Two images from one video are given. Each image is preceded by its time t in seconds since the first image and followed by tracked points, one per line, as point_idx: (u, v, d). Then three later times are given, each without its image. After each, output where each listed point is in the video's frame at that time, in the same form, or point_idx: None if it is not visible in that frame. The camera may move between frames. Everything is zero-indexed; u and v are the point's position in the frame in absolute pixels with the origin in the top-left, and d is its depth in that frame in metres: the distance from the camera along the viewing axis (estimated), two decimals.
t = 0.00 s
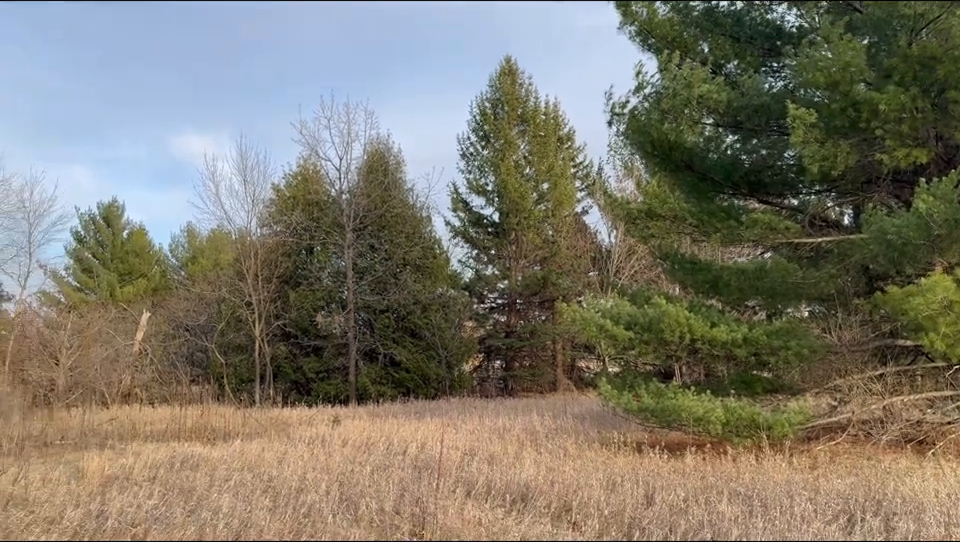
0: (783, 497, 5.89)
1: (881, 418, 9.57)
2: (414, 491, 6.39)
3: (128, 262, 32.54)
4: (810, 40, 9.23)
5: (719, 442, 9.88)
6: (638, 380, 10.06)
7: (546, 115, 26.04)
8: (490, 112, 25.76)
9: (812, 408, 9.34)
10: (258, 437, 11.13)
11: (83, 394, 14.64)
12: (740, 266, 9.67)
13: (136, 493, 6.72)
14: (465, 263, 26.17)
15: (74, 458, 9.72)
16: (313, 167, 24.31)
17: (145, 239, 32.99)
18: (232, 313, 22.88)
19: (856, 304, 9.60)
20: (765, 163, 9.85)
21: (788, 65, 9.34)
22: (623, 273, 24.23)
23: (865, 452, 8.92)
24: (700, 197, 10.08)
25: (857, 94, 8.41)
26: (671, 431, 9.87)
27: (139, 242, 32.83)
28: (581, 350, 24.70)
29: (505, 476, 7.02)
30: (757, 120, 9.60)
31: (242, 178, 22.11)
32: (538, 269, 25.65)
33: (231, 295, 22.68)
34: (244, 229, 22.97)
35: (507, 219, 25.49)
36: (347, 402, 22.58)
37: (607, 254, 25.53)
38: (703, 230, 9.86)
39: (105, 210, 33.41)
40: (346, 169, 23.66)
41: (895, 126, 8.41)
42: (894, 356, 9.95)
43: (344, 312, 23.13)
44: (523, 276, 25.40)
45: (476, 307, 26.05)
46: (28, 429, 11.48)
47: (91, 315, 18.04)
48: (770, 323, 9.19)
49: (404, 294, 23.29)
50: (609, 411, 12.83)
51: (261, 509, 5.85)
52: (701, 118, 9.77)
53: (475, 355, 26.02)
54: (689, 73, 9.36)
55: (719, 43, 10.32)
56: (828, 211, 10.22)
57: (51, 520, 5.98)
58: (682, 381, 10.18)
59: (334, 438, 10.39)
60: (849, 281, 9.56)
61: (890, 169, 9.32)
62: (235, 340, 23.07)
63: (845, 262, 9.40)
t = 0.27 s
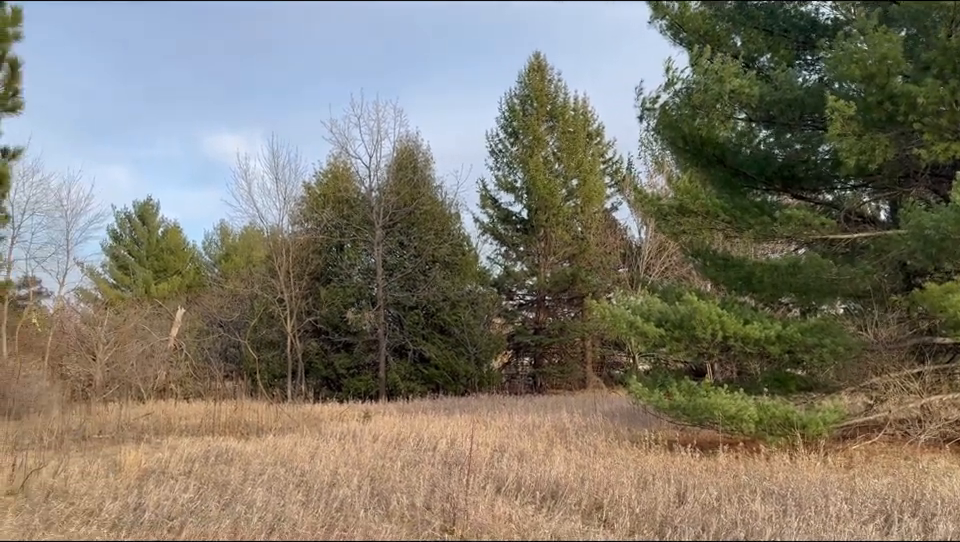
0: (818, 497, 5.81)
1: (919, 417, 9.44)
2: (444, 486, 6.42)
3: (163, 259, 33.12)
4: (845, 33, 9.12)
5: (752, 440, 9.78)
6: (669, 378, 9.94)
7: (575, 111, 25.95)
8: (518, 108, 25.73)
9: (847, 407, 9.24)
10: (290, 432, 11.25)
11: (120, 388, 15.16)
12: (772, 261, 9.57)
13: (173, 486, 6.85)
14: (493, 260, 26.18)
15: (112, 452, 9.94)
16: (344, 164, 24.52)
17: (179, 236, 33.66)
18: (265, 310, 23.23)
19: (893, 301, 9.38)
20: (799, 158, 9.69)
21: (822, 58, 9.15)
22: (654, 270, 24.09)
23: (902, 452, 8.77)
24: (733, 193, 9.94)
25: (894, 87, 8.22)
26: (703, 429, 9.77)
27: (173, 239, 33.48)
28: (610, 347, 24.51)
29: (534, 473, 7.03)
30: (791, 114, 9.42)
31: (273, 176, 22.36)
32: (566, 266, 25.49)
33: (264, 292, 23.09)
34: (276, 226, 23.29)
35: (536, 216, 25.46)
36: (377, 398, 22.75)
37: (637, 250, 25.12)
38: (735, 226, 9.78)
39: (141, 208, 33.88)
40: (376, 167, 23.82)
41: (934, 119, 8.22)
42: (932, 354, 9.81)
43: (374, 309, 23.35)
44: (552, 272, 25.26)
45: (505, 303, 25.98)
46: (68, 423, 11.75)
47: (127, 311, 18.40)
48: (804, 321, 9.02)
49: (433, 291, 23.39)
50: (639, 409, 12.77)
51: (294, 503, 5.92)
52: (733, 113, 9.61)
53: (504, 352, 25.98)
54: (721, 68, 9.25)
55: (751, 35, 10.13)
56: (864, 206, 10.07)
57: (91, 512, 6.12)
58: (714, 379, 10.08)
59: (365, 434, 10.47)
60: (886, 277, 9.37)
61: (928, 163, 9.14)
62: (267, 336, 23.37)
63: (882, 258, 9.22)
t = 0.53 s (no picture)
0: (853, 496, 5.72)
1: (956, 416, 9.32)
2: (473, 482, 6.45)
3: (196, 256, 33.58)
4: (882, 23, 8.86)
5: (785, 438, 9.67)
6: (700, 375, 9.85)
7: (604, 106, 25.82)
8: (546, 104, 25.66)
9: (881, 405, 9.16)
10: (321, 427, 11.38)
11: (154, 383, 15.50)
12: (806, 257, 9.37)
13: (206, 480, 6.96)
14: (521, 256, 26.15)
15: (148, 446, 10.12)
16: (372, 162, 24.67)
17: (212, 234, 34.12)
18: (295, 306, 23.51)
19: (931, 298, 9.25)
20: (833, 152, 9.47)
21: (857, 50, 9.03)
22: (684, 266, 23.92)
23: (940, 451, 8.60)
24: (766, 188, 9.81)
25: (932, 79, 8.07)
26: (734, 426, 9.68)
27: (206, 237, 33.97)
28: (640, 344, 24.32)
29: (564, 470, 7.01)
30: (825, 108, 9.24)
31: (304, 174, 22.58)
32: (595, 262, 25.23)
33: (294, 288, 23.40)
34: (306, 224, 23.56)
35: (564, 212, 25.40)
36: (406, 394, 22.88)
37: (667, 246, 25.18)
38: (768, 221, 9.66)
39: (174, 206, 34.36)
40: (404, 164, 23.94)
41: None
42: None
43: (403, 305, 23.47)
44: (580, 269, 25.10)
45: (532, 300, 25.88)
46: (105, 417, 11.99)
47: (161, 307, 18.72)
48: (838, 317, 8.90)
49: (461, 287, 23.39)
50: (670, 407, 12.67)
51: (325, 497, 5.99)
52: (765, 107, 9.50)
53: (532, 349, 25.92)
54: (752, 62, 9.20)
55: (784, 28, 10.02)
56: (900, 201, 9.90)
57: (127, 504, 6.25)
58: (745, 377, 9.98)
59: (394, 429, 10.54)
60: (923, 273, 9.21)
61: None
62: (297, 332, 23.61)
63: (919, 254, 9.10)
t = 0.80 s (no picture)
0: (890, 495, 5.63)
1: None
2: (503, 478, 6.46)
3: (228, 253, 34.03)
4: (919, 14, 8.63)
5: (819, 436, 9.52)
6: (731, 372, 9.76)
7: (632, 101, 25.68)
8: (574, 99, 25.53)
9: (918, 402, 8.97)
10: (351, 422, 11.48)
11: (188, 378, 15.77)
12: (841, 253, 9.26)
13: (240, 474, 7.06)
14: (549, 252, 26.06)
15: (182, 440, 10.29)
16: (400, 158, 24.79)
17: (243, 231, 34.55)
18: (325, 303, 23.85)
19: None
20: (868, 145, 9.29)
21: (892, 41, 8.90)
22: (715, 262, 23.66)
23: None
24: (799, 182, 9.70)
25: None
26: (767, 424, 9.56)
27: (237, 234, 34.41)
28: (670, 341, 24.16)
29: (593, 467, 6.99)
30: (859, 101, 9.14)
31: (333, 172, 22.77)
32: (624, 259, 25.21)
33: (324, 285, 23.66)
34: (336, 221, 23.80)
35: (593, 208, 25.26)
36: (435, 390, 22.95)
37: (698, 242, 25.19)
38: (802, 216, 9.47)
39: (206, 204, 34.80)
40: (432, 161, 24.05)
41: None
42: None
43: (431, 301, 23.55)
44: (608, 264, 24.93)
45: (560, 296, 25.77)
46: (141, 412, 12.22)
47: (194, 303, 19.01)
48: (873, 314, 8.78)
49: (489, 284, 23.38)
50: (700, 404, 12.57)
51: (356, 492, 6.04)
52: (798, 100, 9.33)
53: (560, 345, 25.86)
54: (784, 55, 8.95)
55: (818, 20, 9.86)
56: (939, 195, 9.66)
57: (163, 497, 6.36)
58: (778, 374, 9.86)
59: (423, 425, 10.59)
60: None
61: None
62: (327, 329, 23.82)
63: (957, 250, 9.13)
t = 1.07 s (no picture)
0: (929, 493, 5.53)
1: None
2: (533, 474, 6.47)
3: (259, 250, 34.42)
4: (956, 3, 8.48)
5: (854, 433, 9.38)
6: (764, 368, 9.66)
7: (662, 95, 25.42)
8: (603, 94, 25.41)
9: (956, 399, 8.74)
10: (382, 417, 11.56)
11: (221, 373, 16.01)
12: (876, 247, 9.07)
13: (273, 468, 7.15)
14: (578, 248, 25.96)
15: (215, 434, 10.44)
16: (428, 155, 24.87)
17: (274, 229, 34.92)
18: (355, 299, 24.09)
19: None
20: (904, 137, 9.16)
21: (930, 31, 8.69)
22: (747, 257, 23.35)
23: None
24: (833, 175, 9.57)
25: None
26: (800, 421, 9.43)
27: (268, 231, 34.78)
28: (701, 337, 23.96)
29: (623, 464, 6.96)
30: (895, 92, 8.98)
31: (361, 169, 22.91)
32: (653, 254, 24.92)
33: (353, 281, 23.86)
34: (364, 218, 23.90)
35: (622, 203, 25.07)
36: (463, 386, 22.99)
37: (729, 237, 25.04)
38: (836, 210, 9.32)
39: (238, 202, 35.21)
40: (460, 158, 24.07)
41: None
42: None
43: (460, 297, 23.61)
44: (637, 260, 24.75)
45: (589, 292, 25.71)
46: (175, 406, 12.43)
47: (226, 300, 19.27)
48: (910, 310, 8.59)
49: (517, 279, 23.37)
50: (732, 400, 12.45)
51: (388, 486, 6.09)
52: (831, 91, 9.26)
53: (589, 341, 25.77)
54: (818, 46, 8.75)
55: (853, 11, 9.66)
56: None
57: (198, 491, 6.47)
58: (811, 370, 9.73)
59: (453, 420, 10.62)
60: None
61: None
62: (357, 325, 24.00)
63: None
